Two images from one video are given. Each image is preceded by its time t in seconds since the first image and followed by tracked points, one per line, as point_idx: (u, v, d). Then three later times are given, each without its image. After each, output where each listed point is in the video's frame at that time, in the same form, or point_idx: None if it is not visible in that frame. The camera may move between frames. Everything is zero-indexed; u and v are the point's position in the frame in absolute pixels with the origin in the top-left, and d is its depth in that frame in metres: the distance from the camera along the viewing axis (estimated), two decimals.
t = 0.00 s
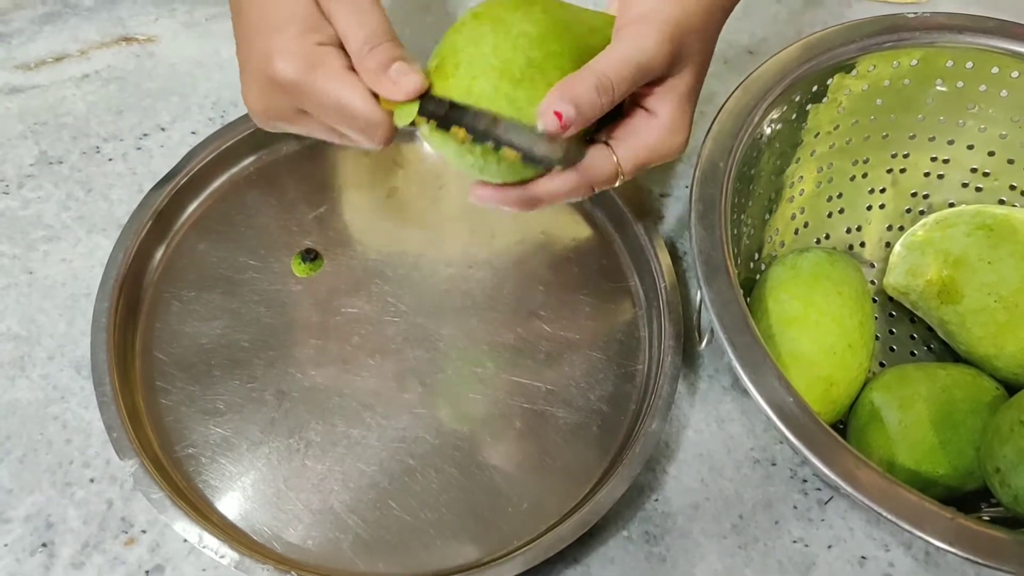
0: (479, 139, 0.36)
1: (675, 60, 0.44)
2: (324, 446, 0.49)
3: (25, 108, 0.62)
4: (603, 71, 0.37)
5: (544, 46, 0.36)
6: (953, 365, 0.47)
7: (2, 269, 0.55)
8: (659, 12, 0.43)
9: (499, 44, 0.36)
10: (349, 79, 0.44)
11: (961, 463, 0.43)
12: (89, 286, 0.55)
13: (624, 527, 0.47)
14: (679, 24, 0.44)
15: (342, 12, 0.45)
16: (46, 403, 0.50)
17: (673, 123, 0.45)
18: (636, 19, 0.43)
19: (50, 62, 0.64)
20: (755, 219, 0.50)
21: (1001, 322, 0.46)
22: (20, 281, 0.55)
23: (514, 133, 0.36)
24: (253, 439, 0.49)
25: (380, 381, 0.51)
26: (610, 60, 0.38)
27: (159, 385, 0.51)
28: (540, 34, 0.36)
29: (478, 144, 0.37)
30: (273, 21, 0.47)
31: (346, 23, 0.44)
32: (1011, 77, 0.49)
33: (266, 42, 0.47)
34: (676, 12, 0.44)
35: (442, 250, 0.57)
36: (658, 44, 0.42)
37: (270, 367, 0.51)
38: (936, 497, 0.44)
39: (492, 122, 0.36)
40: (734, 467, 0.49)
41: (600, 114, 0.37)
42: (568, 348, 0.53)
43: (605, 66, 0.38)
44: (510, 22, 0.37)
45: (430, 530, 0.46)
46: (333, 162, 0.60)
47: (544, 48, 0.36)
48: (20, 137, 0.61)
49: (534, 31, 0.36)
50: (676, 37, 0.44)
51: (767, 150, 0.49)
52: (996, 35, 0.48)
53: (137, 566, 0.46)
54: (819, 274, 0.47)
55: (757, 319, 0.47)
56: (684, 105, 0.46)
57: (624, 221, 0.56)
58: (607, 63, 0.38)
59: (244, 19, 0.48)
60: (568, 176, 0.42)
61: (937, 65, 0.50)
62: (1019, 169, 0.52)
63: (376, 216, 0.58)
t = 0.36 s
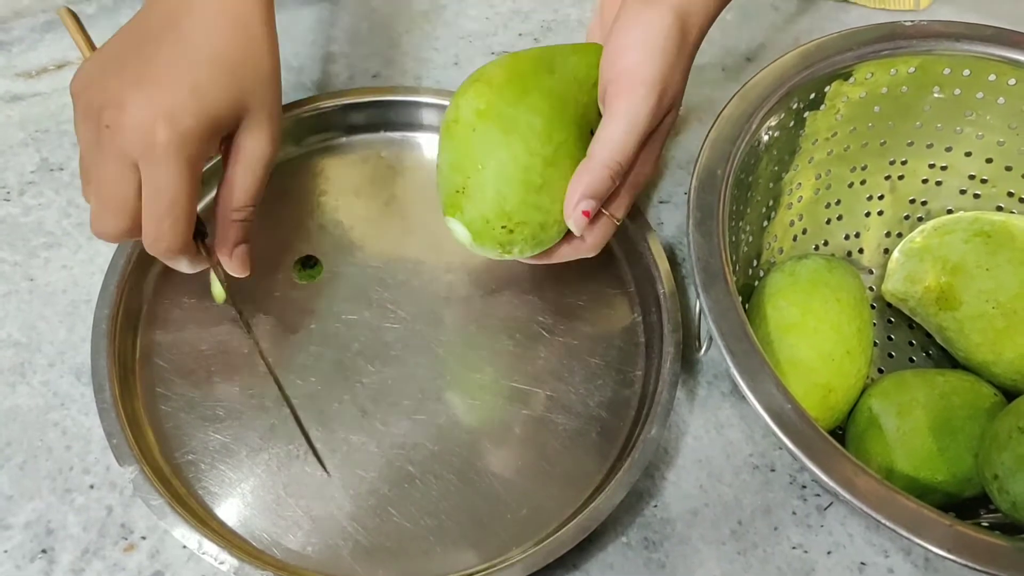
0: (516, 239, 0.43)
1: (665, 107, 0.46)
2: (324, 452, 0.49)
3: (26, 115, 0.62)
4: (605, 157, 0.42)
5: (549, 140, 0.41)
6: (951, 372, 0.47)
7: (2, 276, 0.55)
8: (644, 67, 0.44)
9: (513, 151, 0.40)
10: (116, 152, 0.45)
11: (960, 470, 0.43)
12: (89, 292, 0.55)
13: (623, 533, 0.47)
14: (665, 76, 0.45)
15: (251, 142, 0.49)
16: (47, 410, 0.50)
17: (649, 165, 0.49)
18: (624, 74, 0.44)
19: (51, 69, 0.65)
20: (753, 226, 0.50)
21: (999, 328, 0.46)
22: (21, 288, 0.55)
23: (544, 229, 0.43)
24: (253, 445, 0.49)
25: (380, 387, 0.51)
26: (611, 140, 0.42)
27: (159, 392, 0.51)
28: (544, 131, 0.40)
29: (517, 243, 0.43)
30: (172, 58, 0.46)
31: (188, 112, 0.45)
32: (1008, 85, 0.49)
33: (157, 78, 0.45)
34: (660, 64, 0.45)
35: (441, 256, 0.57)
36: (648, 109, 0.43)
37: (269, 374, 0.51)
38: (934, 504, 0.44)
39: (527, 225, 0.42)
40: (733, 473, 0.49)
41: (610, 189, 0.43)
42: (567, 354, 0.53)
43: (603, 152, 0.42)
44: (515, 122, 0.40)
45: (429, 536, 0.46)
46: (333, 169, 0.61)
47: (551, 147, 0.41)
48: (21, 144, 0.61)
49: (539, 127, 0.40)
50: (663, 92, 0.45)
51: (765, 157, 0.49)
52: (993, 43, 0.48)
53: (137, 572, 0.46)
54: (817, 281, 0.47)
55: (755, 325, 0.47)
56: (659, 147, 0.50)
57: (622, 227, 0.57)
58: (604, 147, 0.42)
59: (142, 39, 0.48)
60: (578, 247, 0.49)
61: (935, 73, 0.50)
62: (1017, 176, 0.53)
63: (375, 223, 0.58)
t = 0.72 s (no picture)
0: (528, 231, 0.43)
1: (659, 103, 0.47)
2: (320, 451, 0.49)
3: (22, 114, 0.62)
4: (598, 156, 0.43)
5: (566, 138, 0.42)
6: (949, 369, 0.47)
7: None
8: (633, 64, 0.46)
9: (547, 152, 0.41)
10: (48, 135, 0.42)
11: (958, 468, 0.43)
12: (85, 291, 0.55)
13: (620, 532, 0.47)
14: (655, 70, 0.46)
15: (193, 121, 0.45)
16: (42, 409, 0.50)
17: (644, 155, 0.50)
18: (608, 76, 0.46)
19: (47, 67, 0.64)
20: (751, 224, 0.50)
21: (997, 326, 0.46)
22: (16, 287, 0.55)
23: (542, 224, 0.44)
24: (249, 444, 0.49)
25: (376, 386, 0.51)
26: (602, 138, 0.44)
27: (155, 391, 0.50)
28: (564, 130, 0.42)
29: (527, 233, 0.43)
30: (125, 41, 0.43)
31: (128, 98, 0.42)
32: (1006, 82, 0.49)
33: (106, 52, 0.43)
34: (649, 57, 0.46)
35: (438, 254, 0.57)
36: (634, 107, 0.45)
37: (266, 372, 0.51)
38: (933, 502, 0.44)
39: (538, 221, 0.43)
40: (731, 472, 0.49)
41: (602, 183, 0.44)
42: (564, 353, 0.53)
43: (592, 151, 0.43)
44: (548, 121, 0.41)
45: (426, 535, 0.46)
46: (329, 167, 0.61)
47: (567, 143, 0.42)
48: (17, 142, 0.61)
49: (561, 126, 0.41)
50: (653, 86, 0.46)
51: (762, 154, 0.49)
52: (992, 39, 0.48)
53: (133, 572, 0.45)
54: (815, 278, 0.47)
55: (752, 324, 0.47)
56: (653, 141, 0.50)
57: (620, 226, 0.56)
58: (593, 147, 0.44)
59: (96, 16, 0.45)
60: (580, 239, 0.48)
61: (933, 70, 0.50)
62: (1015, 173, 0.52)
63: (372, 223, 0.58)
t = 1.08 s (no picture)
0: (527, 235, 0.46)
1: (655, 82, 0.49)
2: (320, 451, 0.48)
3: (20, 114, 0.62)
4: (600, 92, 0.41)
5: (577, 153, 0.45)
6: (949, 368, 0.47)
7: None
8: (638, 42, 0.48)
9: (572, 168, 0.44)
10: None
11: (958, 467, 0.43)
12: (84, 290, 0.55)
13: (620, 531, 0.47)
14: (663, 46, 0.48)
15: (63, 142, 0.55)
16: (41, 408, 0.50)
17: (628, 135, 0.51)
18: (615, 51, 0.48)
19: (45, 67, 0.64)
20: (750, 223, 0.50)
21: (998, 324, 0.46)
22: (15, 286, 0.55)
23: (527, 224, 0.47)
24: (248, 444, 0.49)
25: (376, 386, 0.51)
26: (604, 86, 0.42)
27: (154, 390, 0.50)
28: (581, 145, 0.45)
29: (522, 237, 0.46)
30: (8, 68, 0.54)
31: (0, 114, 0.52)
32: (1007, 80, 0.49)
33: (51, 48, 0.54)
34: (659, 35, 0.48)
35: (438, 254, 0.57)
36: (647, 67, 0.46)
37: (265, 371, 0.51)
38: (933, 501, 0.44)
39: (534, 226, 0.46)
40: (731, 471, 0.49)
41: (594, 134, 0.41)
42: (563, 352, 0.53)
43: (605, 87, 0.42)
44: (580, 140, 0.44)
45: (425, 535, 0.46)
46: (328, 167, 0.61)
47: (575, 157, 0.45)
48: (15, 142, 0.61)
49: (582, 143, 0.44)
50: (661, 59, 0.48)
51: (762, 153, 0.49)
52: (991, 37, 0.48)
53: (132, 572, 0.45)
54: (815, 277, 0.47)
55: (753, 322, 0.46)
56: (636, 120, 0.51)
57: (620, 226, 0.56)
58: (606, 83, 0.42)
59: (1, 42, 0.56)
60: (560, 243, 0.52)
61: (933, 68, 0.50)
62: (1016, 172, 0.52)
63: (371, 221, 0.58)
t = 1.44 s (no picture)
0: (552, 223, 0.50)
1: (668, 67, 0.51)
2: (318, 450, 0.48)
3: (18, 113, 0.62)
4: (626, 95, 0.44)
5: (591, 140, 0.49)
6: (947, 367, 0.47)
7: None
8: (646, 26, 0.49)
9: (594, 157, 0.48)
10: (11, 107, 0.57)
11: (956, 465, 0.43)
12: (82, 289, 0.55)
13: (618, 530, 0.47)
14: (673, 30, 0.50)
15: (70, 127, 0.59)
16: (39, 407, 0.50)
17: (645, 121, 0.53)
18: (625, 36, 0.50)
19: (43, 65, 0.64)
20: (749, 222, 0.50)
21: (996, 323, 0.46)
22: (13, 285, 0.55)
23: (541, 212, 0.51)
24: (247, 442, 0.49)
25: (374, 385, 0.51)
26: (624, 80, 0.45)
27: (153, 389, 0.50)
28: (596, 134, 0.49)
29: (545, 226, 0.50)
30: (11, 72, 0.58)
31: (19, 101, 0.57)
32: (1005, 79, 0.49)
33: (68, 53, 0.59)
34: (667, 18, 0.50)
35: (437, 252, 0.57)
36: (659, 57, 0.48)
37: (264, 371, 0.51)
38: (932, 499, 0.44)
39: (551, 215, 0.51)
40: (730, 470, 0.49)
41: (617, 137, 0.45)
42: (562, 351, 0.53)
43: (629, 91, 0.45)
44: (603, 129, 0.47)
45: (424, 534, 0.46)
46: (327, 166, 0.61)
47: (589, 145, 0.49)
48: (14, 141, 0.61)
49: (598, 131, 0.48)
50: (671, 44, 0.50)
51: (761, 151, 0.49)
52: (989, 36, 0.48)
53: (130, 571, 0.45)
54: (814, 275, 0.47)
55: (751, 321, 0.46)
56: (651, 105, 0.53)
57: (619, 225, 0.57)
58: (629, 85, 0.45)
59: (3, 50, 0.60)
60: (598, 217, 0.52)
61: (931, 67, 0.50)
62: (1014, 171, 0.52)
63: (370, 220, 0.58)
